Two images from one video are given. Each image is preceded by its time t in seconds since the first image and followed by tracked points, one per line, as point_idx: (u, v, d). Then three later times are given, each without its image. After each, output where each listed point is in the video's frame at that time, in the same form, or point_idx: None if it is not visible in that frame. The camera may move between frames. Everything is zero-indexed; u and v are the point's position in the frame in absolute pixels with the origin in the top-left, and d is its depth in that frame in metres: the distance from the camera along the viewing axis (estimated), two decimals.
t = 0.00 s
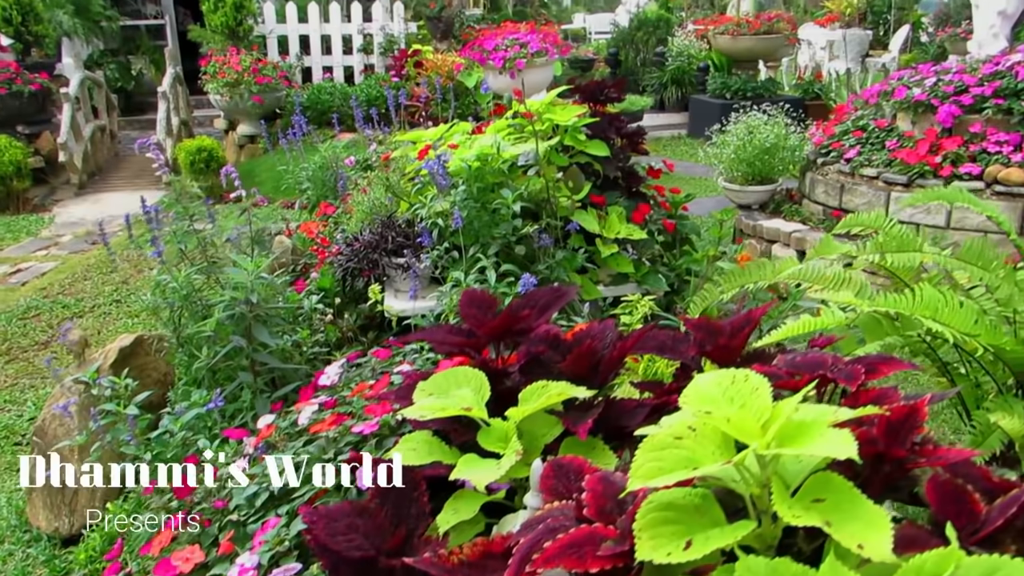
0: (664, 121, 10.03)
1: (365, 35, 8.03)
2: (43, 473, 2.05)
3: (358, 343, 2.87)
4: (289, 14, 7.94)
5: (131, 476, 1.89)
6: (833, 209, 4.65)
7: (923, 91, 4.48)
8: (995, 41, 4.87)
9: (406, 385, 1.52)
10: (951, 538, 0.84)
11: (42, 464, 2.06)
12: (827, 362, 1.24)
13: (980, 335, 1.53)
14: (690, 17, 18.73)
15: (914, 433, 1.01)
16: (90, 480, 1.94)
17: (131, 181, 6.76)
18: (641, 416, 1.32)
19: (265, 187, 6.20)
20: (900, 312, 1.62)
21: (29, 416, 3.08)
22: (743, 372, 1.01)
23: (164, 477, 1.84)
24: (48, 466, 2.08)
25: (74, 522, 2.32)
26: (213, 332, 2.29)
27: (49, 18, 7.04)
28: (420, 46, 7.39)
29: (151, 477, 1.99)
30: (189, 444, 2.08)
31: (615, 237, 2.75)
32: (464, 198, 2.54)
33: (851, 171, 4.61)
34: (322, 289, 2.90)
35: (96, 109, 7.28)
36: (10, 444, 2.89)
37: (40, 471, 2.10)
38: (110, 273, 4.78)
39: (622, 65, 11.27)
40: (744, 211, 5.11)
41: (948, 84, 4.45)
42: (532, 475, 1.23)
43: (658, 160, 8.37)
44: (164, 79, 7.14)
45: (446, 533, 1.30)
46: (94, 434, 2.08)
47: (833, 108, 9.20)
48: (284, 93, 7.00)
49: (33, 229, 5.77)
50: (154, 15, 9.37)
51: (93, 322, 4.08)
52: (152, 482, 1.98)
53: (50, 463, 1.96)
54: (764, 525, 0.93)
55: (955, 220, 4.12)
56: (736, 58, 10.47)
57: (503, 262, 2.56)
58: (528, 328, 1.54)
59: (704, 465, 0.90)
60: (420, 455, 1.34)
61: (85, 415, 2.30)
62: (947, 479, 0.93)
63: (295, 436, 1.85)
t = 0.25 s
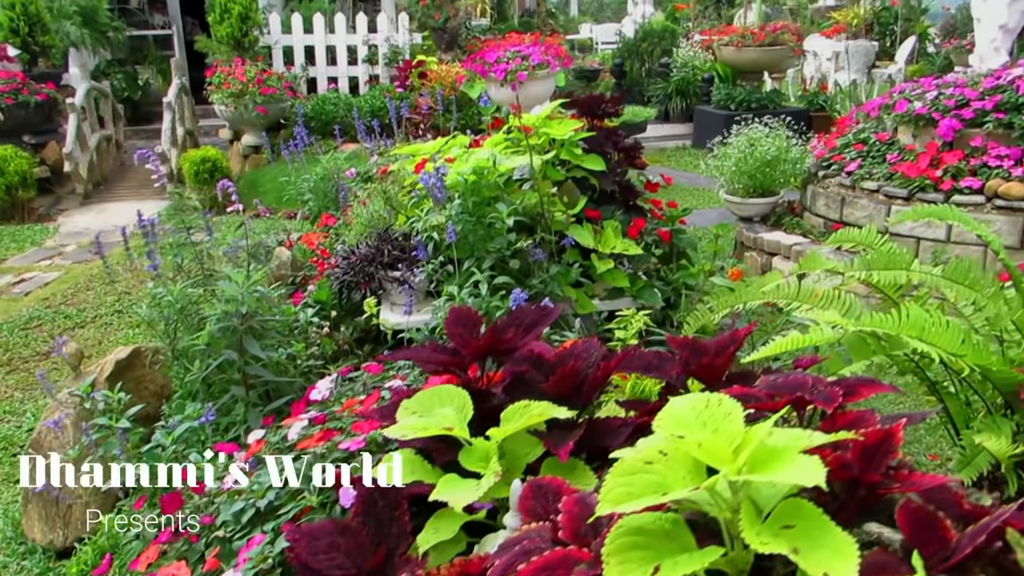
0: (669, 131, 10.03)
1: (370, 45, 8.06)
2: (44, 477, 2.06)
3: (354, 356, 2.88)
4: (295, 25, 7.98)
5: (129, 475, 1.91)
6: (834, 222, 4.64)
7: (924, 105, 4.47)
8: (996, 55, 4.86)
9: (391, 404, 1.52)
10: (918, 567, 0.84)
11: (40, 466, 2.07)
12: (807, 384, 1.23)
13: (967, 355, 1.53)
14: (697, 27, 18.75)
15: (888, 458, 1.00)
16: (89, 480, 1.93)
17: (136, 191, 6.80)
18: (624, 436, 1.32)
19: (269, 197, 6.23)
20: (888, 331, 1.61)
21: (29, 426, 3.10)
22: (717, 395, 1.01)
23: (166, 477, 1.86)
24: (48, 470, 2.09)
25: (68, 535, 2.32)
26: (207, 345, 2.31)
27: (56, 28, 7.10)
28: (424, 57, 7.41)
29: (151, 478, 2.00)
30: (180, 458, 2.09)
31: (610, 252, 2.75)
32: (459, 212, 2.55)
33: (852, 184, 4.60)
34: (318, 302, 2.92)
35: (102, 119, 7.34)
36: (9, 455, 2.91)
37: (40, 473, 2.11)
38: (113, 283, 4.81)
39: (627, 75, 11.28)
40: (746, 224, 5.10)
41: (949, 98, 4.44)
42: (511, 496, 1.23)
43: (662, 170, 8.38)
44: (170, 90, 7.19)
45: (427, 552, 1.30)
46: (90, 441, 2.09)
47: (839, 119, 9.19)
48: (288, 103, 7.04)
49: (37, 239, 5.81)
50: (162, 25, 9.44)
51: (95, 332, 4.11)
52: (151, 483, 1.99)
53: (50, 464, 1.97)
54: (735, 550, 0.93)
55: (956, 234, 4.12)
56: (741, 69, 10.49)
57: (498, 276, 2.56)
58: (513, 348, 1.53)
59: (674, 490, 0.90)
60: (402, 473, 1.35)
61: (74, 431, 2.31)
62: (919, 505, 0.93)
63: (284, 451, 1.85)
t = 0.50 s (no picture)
0: (671, 141, 10.03)
1: (372, 55, 8.08)
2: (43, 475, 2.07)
3: (348, 368, 2.88)
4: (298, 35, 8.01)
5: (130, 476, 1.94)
6: (833, 233, 4.64)
7: (924, 116, 4.46)
8: (997, 66, 4.87)
9: (374, 421, 1.52)
10: None
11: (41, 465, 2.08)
12: (786, 403, 1.23)
13: (953, 373, 1.53)
14: (702, 36, 18.76)
15: (861, 480, 1.00)
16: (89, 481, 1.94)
17: (138, 201, 6.83)
18: (606, 453, 1.32)
19: (271, 208, 6.25)
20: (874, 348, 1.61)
21: (25, 438, 3.11)
22: (689, 417, 1.02)
23: (165, 480, 1.87)
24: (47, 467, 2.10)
25: (60, 548, 2.32)
26: (199, 357, 2.32)
27: (61, 39, 7.16)
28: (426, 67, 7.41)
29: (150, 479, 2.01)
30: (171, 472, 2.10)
31: (604, 264, 2.76)
32: (454, 225, 2.54)
33: (851, 196, 4.60)
34: (314, 314, 2.93)
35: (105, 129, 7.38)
36: (4, 466, 2.92)
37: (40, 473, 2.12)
38: (113, 293, 4.83)
39: (630, 85, 11.29)
40: (745, 234, 5.06)
41: (949, 109, 4.44)
42: (490, 515, 1.22)
43: (664, 180, 8.38)
44: (173, 99, 7.22)
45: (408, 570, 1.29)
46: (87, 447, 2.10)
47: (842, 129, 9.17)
48: (291, 113, 7.07)
49: (40, 248, 5.84)
50: (167, 35, 9.50)
51: (94, 343, 4.13)
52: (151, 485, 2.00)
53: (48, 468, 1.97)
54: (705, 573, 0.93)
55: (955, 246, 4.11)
56: (744, 79, 10.50)
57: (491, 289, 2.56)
58: (496, 362, 1.53)
59: (641, 514, 0.90)
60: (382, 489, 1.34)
61: (64, 445, 2.31)
62: (890, 528, 0.93)
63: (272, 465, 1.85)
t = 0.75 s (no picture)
0: (672, 148, 10.04)
1: (373, 63, 8.10)
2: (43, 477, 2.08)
3: (340, 378, 2.88)
4: (298, 43, 8.02)
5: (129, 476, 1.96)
6: (831, 242, 4.63)
7: (920, 125, 4.45)
8: (994, 75, 4.90)
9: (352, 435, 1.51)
10: None
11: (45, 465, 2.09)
12: (761, 419, 1.22)
13: (935, 388, 1.53)
14: (705, 43, 18.79)
15: (830, 500, 1.00)
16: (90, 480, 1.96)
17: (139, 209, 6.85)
18: (582, 469, 1.32)
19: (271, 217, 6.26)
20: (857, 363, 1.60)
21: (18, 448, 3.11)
22: (659, 434, 1.01)
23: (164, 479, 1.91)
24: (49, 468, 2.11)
25: (49, 559, 2.32)
26: (186, 370, 2.32)
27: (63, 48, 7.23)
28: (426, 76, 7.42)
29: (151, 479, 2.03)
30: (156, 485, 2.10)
31: (595, 275, 2.76)
32: (442, 237, 2.54)
33: (848, 205, 4.58)
34: (306, 324, 2.93)
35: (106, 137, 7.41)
36: None
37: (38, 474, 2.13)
38: (111, 301, 4.84)
39: (631, 93, 11.31)
40: (743, 243, 5.07)
41: (946, 119, 4.43)
42: (463, 532, 1.21)
43: (664, 188, 8.38)
44: (174, 108, 7.25)
45: None
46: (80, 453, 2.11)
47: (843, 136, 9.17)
48: (291, 122, 7.10)
49: (39, 257, 5.86)
50: (170, 44, 9.55)
51: (91, 352, 4.14)
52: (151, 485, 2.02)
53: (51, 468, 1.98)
54: None
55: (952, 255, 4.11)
56: (745, 87, 10.51)
57: (480, 301, 2.55)
58: (475, 376, 1.54)
59: (605, 535, 0.89)
60: (358, 505, 1.33)
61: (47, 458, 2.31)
62: (855, 548, 0.92)
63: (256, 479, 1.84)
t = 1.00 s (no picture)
0: (672, 155, 10.03)
1: (371, 71, 8.11)
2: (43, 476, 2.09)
3: (328, 389, 2.87)
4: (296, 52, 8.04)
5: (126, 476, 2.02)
6: (825, 250, 4.62)
7: (915, 133, 4.44)
8: (989, 83, 5.02)
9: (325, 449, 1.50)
10: None
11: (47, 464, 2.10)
12: (730, 437, 1.22)
13: (913, 402, 1.53)
14: (706, 49, 18.81)
15: (792, 520, 0.98)
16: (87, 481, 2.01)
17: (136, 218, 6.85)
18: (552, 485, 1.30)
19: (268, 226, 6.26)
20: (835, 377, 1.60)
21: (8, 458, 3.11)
22: (620, 454, 1.00)
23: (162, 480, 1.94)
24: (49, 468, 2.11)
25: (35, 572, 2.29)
26: (169, 381, 2.33)
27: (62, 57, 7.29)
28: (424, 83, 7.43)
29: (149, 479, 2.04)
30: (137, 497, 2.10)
31: (583, 285, 2.75)
32: (427, 248, 2.57)
33: (843, 213, 4.57)
34: (295, 333, 2.94)
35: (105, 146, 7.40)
36: None
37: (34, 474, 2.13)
38: (106, 310, 4.84)
39: (630, 100, 11.32)
40: (738, 250, 5.10)
41: (941, 126, 4.41)
42: (430, 550, 1.21)
43: (663, 195, 8.38)
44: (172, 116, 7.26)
45: None
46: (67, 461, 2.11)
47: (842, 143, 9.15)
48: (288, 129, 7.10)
49: (36, 265, 5.87)
50: (170, 52, 9.59)
51: (85, 361, 4.14)
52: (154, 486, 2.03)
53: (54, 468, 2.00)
54: None
55: (946, 263, 4.11)
56: (744, 93, 10.51)
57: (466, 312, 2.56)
58: (451, 392, 1.51)
59: (558, 557, 0.88)
60: (327, 521, 1.32)
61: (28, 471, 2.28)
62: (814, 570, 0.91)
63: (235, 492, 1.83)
